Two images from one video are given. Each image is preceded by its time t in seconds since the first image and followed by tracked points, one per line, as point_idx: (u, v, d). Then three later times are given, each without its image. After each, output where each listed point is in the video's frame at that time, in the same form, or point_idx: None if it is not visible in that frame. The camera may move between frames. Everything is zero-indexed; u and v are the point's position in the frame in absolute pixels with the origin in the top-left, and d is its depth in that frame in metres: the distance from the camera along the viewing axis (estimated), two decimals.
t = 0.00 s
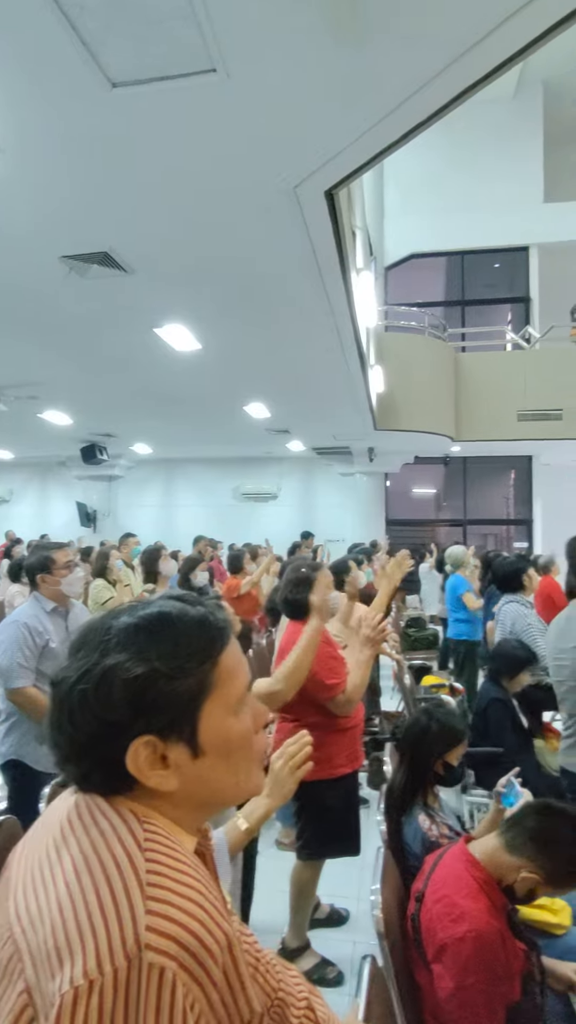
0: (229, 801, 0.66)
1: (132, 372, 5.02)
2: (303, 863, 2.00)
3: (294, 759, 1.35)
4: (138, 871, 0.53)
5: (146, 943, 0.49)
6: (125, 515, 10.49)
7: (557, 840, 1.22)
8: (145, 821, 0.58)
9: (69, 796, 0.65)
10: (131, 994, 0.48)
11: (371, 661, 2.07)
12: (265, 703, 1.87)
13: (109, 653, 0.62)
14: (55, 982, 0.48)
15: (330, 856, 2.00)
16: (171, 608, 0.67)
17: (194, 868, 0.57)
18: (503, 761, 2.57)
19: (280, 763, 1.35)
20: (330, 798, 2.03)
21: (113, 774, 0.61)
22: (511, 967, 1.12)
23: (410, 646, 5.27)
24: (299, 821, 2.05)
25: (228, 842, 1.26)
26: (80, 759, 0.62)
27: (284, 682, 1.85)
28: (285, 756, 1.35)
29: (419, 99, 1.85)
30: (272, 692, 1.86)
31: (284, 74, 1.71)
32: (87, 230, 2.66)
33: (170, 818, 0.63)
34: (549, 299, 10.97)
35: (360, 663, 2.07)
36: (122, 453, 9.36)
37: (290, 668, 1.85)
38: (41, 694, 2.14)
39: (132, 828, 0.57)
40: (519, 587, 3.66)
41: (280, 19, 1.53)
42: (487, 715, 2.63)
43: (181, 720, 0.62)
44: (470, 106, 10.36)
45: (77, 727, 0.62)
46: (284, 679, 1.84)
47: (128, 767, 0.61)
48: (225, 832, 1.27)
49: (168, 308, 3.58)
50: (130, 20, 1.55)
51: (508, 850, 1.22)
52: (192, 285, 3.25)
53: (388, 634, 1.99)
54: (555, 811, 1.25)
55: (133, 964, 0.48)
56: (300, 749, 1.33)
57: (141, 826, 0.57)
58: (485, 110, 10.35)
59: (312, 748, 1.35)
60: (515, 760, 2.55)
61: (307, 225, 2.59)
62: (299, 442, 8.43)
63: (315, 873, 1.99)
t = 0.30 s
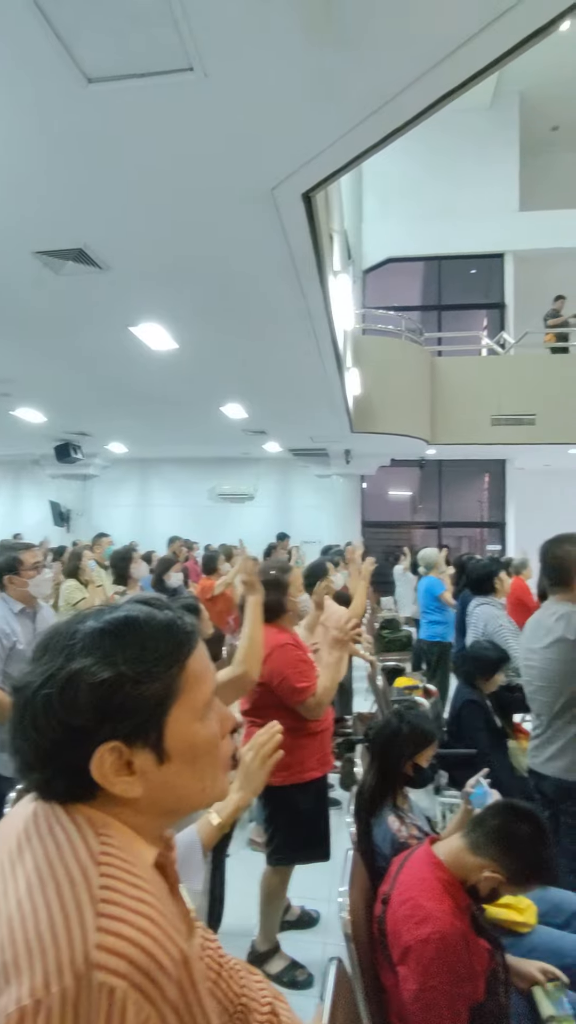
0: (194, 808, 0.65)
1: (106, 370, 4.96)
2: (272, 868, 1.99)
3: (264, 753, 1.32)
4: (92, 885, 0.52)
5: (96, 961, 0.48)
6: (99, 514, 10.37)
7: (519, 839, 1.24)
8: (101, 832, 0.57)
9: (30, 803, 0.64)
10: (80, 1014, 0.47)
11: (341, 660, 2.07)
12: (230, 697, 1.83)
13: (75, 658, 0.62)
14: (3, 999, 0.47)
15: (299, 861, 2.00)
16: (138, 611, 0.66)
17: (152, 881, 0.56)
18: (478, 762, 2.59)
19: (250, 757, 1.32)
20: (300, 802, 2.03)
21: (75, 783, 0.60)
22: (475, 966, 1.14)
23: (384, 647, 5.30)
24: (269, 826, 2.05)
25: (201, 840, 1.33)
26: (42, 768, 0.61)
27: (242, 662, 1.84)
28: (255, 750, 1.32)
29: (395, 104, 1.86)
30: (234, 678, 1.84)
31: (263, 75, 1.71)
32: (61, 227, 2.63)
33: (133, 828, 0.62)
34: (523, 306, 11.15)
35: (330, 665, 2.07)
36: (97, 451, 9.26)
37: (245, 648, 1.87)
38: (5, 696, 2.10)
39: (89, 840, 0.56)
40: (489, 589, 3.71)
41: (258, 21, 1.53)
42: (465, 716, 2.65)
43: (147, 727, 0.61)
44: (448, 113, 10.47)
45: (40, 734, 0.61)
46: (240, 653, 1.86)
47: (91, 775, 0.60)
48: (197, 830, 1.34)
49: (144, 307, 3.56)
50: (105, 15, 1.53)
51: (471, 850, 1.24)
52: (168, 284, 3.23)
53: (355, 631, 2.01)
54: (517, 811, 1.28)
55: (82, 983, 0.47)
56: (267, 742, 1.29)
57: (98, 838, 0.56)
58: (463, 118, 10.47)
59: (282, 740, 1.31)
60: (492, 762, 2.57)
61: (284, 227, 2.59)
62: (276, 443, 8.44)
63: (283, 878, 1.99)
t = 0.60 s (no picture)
0: (146, 812, 0.64)
1: (74, 367, 4.88)
2: (237, 870, 1.99)
3: (236, 744, 1.31)
4: (27, 900, 0.51)
5: (26, 981, 0.47)
6: (67, 513, 10.21)
7: (479, 832, 1.26)
8: (44, 842, 0.56)
9: None
10: None
11: (305, 662, 2.06)
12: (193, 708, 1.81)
13: (26, 656, 0.60)
14: None
15: (265, 863, 2.00)
16: (94, 610, 0.65)
17: (96, 892, 0.55)
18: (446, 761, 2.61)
19: (223, 749, 1.32)
20: (265, 803, 2.03)
21: (21, 786, 0.59)
22: (436, 961, 1.15)
23: (354, 647, 5.31)
24: (235, 828, 2.04)
25: (171, 836, 1.31)
26: None
27: (208, 675, 1.82)
28: (227, 741, 1.32)
29: (366, 106, 1.87)
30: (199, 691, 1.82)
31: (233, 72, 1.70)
32: (27, 220, 2.57)
33: (80, 833, 0.61)
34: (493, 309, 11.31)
35: (295, 667, 2.06)
36: (66, 449, 9.12)
37: (215, 662, 1.83)
38: None
39: (30, 850, 0.54)
40: (454, 588, 3.75)
41: (228, 17, 1.52)
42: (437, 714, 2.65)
43: (100, 728, 0.60)
44: (420, 117, 10.54)
45: None
46: (211, 667, 1.82)
47: (39, 778, 0.59)
48: (170, 827, 1.32)
49: (113, 303, 3.51)
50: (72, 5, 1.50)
51: (430, 843, 1.25)
52: (137, 280, 3.19)
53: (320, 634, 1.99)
54: (477, 805, 1.29)
55: (11, 1003, 0.47)
56: (240, 732, 1.29)
57: (39, 847, 0.55)
58: (435, 122, 10.55)
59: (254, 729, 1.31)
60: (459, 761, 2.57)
61: (254, 226, 2.59)
62: (247, 443, 8.41)
63: (249, 881, 1.99)
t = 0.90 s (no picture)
0: (116, 814, 0.63)
1: (50, 363, 4.81)
2: (212, 870, 1.98)
3: (220, 745, 1.31)
4: None
5: None
6: (44, 511, 10.07)
7: (450, 828, 1.26)
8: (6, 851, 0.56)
9: None
10: None
11: (280, 662, 2.06)
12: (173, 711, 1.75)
13: None
14: None
15: (240, 862, 1.99)
16: (65, 609, 0.64)
17: (58, 903, 0.54)
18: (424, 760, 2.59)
19: (206, 750, 1.31)
20: (241, 803, 2.02)
21: None
22: (408, 956, 1.15)
23: (333, 646, 5.32)
24: (210, 828, 2.03)
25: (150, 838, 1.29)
26: None
27: (193, 678, 1.77)
28: (211, 742, 1.31)
29: (344, 105, 1.88)
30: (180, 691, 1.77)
31: (211, 69, 1.70)
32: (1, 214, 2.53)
33: (47, 836, 0.61)
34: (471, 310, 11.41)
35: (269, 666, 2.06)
36: (42, 447, 8.99)
37: (205, 665, 1.79)
38: None
39: None
40: (428, 588, 3.77)
41: (206, 12, 1.51)
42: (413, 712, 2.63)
43: (68, 730, 0.59)
44: (400, 118, 10.57)
45: None
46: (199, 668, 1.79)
47: (5, 780, 0.58)
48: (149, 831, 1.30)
49: (90, 299, 3.47)
50: None
51: (402, 840, 1.26)
52: (114, 276, 3.16)
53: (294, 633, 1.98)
54: (448, 801, 1.30)
55: None
56: (223, 735, 1.30)
57: None
58: (415, 124, 10.59)
59: (237, 731, 1.31)
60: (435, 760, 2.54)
61: (233, 223, 2.58)
62: (227, 441, 8.37)
63: (224, 881, 1.98)
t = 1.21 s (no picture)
0: (85, 814, 0.63)
1: (26, 359, 4.75)
2: (188, 867, 1.97)
3: (190, 750, 1.32)
4: None
5: None
6: (20, 508, 9.95)
7: (423, 824, 1.28)
8: None
9: None
10: None
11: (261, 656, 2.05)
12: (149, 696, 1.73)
13: None
14: None
15: (216, 859, 1.99)
16: (33, 606, 0.64)
17: (25, 902, 0.54)
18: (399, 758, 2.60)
19: (177, 755, 1.32)
20: (218, 800, 2.02)
21: None
22: (382, 951, 1.17)
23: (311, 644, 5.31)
24: (186, 825, 2.03)
25: (118, 842, 1.26)
26: None
27: (167, 660, 1.75)
28: (182, 746, 1.32)
29: (325, 106, 1.88)
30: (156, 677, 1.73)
31: (193, 65, 1.69)
32: None
33: (16, 837, 0.60)
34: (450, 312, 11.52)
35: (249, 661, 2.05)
36: (18, 443, 8.87)
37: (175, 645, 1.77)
38: None
39: None
40: (403, 588, 3.78)
41: (186, 8, 1.50)
42: (392, 711, 2.63)
43: (36, 728, 0.59)
44: (381, 119, 10.61)
45: None
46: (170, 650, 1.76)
47: None
48: (118, 837, 1.28)
49: (68, 294, 3.43)
50: None
51: (378, 836, 1.27)
52: (93, 271, 3.13)
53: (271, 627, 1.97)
54: (420, 798, 1.31)
55: None
56: (194, 737, 1.31)
57: None
58: (396, 125, 10.63)
59: (209, 735, 1.33)
60: (413, 758, 2.55)
61: (213, 221, 2.57)
62: (205, 439, 8.35)
63: (201, 878, 1.97)
